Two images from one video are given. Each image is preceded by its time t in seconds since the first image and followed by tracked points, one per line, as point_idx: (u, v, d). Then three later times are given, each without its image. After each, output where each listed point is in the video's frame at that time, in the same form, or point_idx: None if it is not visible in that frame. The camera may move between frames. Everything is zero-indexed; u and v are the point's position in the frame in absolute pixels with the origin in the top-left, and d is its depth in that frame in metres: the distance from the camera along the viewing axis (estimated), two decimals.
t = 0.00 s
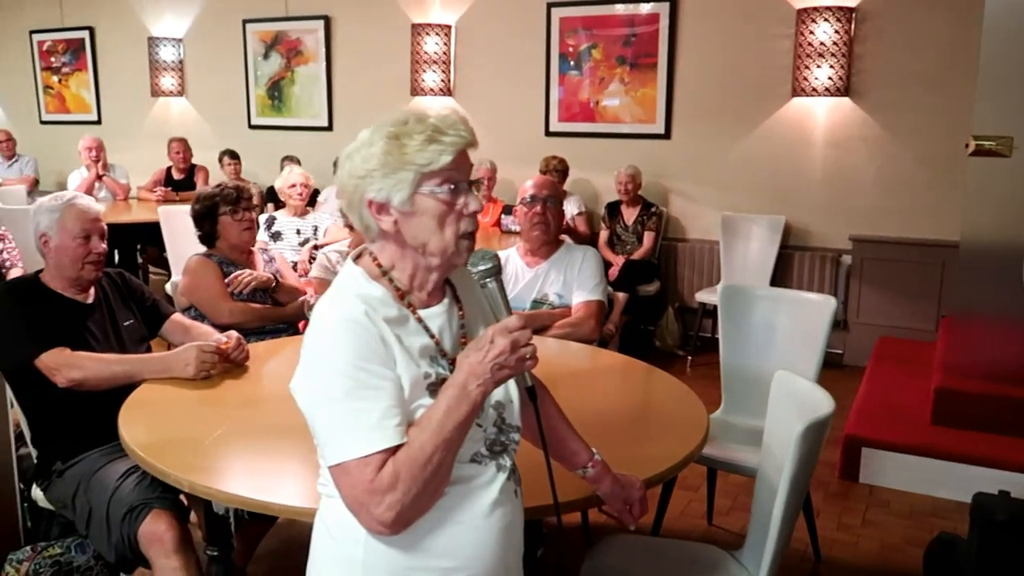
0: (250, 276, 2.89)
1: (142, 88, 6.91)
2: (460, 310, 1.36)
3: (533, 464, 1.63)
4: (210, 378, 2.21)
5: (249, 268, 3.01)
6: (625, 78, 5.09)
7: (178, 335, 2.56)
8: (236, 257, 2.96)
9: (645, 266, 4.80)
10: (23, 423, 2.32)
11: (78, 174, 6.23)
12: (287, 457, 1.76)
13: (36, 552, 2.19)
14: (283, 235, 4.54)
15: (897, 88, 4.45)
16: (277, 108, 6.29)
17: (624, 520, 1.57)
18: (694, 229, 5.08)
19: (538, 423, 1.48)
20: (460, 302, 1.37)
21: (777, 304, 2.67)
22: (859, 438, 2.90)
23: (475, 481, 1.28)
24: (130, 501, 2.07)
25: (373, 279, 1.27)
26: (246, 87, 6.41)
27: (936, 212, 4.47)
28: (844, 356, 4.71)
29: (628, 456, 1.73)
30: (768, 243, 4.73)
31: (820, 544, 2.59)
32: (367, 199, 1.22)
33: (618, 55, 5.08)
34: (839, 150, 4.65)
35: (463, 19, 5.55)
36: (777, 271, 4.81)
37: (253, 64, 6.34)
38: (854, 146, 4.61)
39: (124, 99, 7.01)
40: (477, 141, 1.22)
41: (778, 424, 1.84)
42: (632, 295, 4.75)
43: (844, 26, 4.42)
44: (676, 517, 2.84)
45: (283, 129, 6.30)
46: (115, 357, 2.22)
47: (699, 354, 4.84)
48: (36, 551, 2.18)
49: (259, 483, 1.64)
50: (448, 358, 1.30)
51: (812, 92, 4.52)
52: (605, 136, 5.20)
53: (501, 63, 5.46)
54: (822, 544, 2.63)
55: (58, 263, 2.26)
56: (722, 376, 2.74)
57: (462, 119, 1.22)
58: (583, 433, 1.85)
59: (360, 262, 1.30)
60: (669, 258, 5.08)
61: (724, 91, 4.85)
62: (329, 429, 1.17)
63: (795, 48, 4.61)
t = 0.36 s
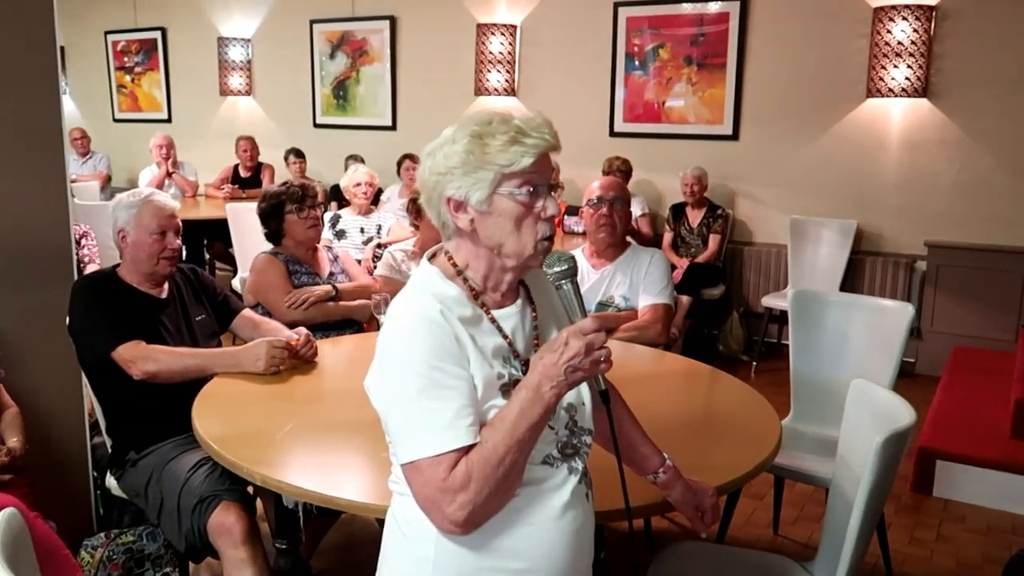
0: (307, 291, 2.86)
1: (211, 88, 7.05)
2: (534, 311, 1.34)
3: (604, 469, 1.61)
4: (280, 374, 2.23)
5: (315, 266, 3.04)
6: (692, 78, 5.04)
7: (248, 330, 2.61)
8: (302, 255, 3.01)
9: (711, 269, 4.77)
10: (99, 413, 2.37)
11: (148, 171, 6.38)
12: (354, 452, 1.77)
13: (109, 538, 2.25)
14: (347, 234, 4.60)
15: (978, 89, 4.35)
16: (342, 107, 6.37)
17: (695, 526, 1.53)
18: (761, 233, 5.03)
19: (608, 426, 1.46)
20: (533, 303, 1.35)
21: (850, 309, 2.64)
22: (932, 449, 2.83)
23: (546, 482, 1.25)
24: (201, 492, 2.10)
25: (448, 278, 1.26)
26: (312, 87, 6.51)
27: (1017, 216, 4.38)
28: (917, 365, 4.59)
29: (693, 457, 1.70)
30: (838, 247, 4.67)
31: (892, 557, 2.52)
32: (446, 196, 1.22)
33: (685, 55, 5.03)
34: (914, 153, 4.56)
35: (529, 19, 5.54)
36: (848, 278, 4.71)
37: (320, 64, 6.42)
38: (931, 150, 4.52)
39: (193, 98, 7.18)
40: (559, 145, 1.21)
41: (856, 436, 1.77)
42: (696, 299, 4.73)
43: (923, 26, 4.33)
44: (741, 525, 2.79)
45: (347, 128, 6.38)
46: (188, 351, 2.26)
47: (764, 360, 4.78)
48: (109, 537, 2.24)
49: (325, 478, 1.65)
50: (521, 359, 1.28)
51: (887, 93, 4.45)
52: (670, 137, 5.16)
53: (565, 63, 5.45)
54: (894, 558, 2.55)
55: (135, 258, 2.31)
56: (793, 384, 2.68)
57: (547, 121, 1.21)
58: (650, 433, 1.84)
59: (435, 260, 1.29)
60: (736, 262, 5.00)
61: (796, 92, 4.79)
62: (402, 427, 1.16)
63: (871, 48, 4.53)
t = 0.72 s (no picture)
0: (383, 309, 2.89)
1: (251, 85, 7.12)
2: (576, 316, 1.32)
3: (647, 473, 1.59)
4: (318, 372, 2.24)
5: (352, 266, 3.03)
6: (734, 75, 4.98)
7: (287, 328, 2.62)
8: (340, 254, 3.00)
9: (751, 269, 4.72)
10: (140, 408, 2.40)
11: (189, 166, 6.45)
12: (393, 452, 1.76)
13: (150, 532, 2.27)
14: (385, 231, 4.62)
15: None
16: (381, 104, 6.39)
17: (737, 534, 1.50)
18: (803, 232, 4.96)
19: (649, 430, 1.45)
20: (575, 307, 1.33)
21: (897, 313, 2.59)
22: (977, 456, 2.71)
23: (588, 489, 1.23)
24: (239, 489, 2.11)
25: (490, 282, 1.25)
26: (351, 84, 6.54)
27: None
28: (962, 369, 4.48)
29: (734, 461, 1.68)
30: (882, 249, 4.58)
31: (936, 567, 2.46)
32: (490, 197, 1.22)
33: (726, 53, 4.97)
34: (962, 152, 4.46)
35: (569, 16, 5.51)
36: (892, 279, 4.64)
37: (359, 61, 6.45)
38: (979, 149, 4.42)
39: (234, 94, 7.25)
40: (605, 150, 1.21)
41: (905, 444, 1.72)
42: (735, 300, 4.68)
43: (973, 23, 4.22)
44: (781, 529, 2.74)
45: (386, 125, 6.40)
46: (228, 348, 2.27)
47: (804, 362, 4.71)
48: (149, 532, 2.26)
49: (363, 479, 1.64)
50: (563, 364, 1.27)
51: (935, 91, 4.36)
52: (711, 135, 5.10)
53: (605, 60, 5.42)
54: (938, 567, 2.50)
55: (177, 255, 2.33)
56: (835, 387, 2.64)
57: (593, 126, 1.20)
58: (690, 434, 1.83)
59: (477, 263, 1.28)
60: (776, 262, 4.95)
61: (840, 89, 4.71)
62: (442, 431, 1.15)
63: (918, 45, 4.45)
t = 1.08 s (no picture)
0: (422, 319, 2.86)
1: (287, 87, 7.16)
2: (629, 326, 1.30)
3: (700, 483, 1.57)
4: (359, 376, 2.23)
5: (391, 269, 3.00)
6: (773, 78, 4.92)
7: (327, 331, 2.62)
8: (378, 257, 2.98)
9: (790, 275, 4.67)
10: (181, 410, 2.41)
11: (225, 168, 6.50)
12: (437, 458, 1.75)
13: (191, 534, 2.28)
14: (421, 233, 4.62)
15: None
16: (416, 106, 6.40)
17: (790, 550, 1.47)
18: (843, 238, 4.89)
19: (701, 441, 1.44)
20: (629, 316, 1.31)
21: (945, 322, 2.54)
22: None
23: (643, 503, 1.21)
24: (281, 492, 2.11)
25: (544, 290, 1.23)
26: (386, 87, 6.56)
27: None
28: (1008, 379, 4.40)
29: (786, 473, 1.65)
30: (926, 255, 4.51)
31: None
32: (547, 206, 1.20)
33: (765, 55, 4.92)
34: (1009, 157, 4.37)
35: (606, 19, 5.48)
36: (935, 285, 4.57)
37: (394, 63, 6.46)
38: None
39: (270, 96, 7.30)
40: (664, 158, 1.19)
41: (963, 459, 1.68)
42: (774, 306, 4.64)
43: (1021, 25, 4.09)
44: (824, 540, 2.70)
45: (421, 127, 6.41)
46: (270, 351, 2.28)
47: (844, 369, 4.64)
48: (190, 533, 2.27)
49: (409, 486, 1.62)
50: (617, 375, 1.24)
51: (982, 95, 4.28)
52: (749, 138, 5.05)
53: (641, 63, 5.38)
54: None
55: (220, 258, 2.34)
56: (881, 398, 2.60)
57: (653, 133, 1.19)
58: (741, 444, 1.80)
59: (531, 271, 1.26)
60: (816, 267, 4.90)
61: (883, 93, 4.64)
62: (497, 443, 1.13)
63: (964, 48, 4.38)
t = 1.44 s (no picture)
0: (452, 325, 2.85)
1: (318, 88, 7.20)
2: (671, 341, 1.28)
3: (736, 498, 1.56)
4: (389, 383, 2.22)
5: (421, 274, 3.00)
6: (807, 85, 4.88)
7: (357, 337, 2.63)
8: (408, 262, 2.98)
9: (822, 283, 4.63)
10: (212, 413, 2.42)
11: (255, 168, 6.54)
12: (469, 468, 1.74)
13: (219, 537, 2.28)
14: (449, 237, 4.63)
15: None
16: (445, 109, 6.41)
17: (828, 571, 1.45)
18: (877, 247, 4.83)
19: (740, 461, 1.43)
20: (670, 333, 1.30)
21: (984, 337, 2.48)
22: None
23: (681, 524, 1.19)
24: (310, 498, 2.12)
25: (585, 305, 1.21)
26: (416, 89, 6.57)
27: None
28: None
29: (822, 492, 1.62)
30: (961, 264, 4.45)
31: None
32: (591, 224, 1.19)
33: (799, 61, 4.87)
34: None
35: (637, 23, 5.46)
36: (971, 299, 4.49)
37: (424, 65, 6.47)
38: None
39: (300, 97, 7.34)
40: (708, 176, 1.20)
41: (1006, 482, 1.63)
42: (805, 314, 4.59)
43: None
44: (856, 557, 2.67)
45: (450, 129, 6.42)
46: (301, 356, 2.28)
47: (875, 380, 4.58)
48: (220, 537, 2.28)
49: (442, 497, 1.61)
50: (658, 393, 1.23)
51: (1021, 103, 4.22)
52: (781, 145, 5.00)
53: (672, 68, 5.35)
54: None
55: (253, 262, 2.35)
56: (918, 414, 2.57)
57: (697, 151, 1.19)
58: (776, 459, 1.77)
59: (571, 286, 1.25)
60: (848, 276, 4.83)
61: (919, 100, 4.58)
62: (534, 458, 1.12)
63: (1004, 55, 4.32)
